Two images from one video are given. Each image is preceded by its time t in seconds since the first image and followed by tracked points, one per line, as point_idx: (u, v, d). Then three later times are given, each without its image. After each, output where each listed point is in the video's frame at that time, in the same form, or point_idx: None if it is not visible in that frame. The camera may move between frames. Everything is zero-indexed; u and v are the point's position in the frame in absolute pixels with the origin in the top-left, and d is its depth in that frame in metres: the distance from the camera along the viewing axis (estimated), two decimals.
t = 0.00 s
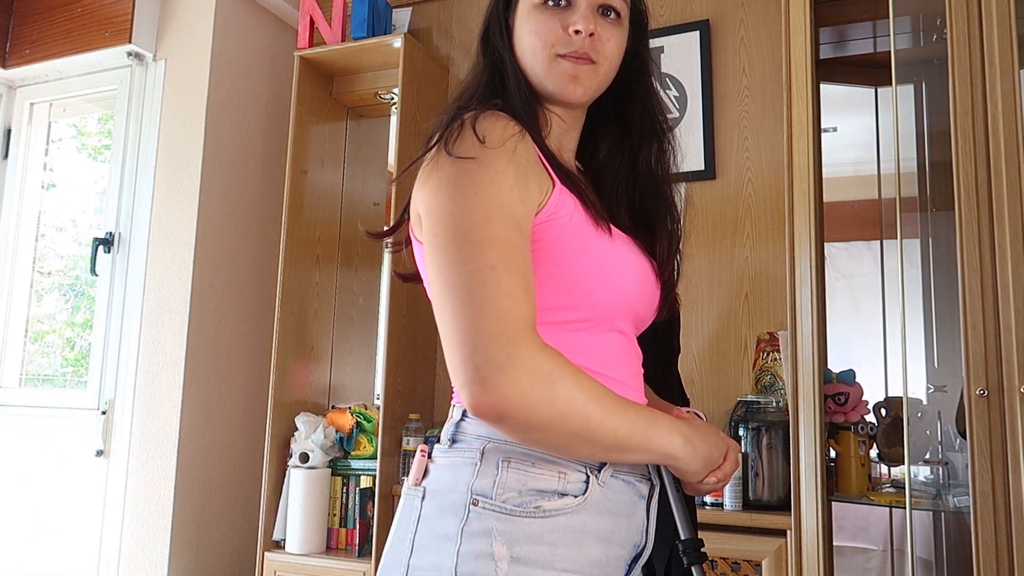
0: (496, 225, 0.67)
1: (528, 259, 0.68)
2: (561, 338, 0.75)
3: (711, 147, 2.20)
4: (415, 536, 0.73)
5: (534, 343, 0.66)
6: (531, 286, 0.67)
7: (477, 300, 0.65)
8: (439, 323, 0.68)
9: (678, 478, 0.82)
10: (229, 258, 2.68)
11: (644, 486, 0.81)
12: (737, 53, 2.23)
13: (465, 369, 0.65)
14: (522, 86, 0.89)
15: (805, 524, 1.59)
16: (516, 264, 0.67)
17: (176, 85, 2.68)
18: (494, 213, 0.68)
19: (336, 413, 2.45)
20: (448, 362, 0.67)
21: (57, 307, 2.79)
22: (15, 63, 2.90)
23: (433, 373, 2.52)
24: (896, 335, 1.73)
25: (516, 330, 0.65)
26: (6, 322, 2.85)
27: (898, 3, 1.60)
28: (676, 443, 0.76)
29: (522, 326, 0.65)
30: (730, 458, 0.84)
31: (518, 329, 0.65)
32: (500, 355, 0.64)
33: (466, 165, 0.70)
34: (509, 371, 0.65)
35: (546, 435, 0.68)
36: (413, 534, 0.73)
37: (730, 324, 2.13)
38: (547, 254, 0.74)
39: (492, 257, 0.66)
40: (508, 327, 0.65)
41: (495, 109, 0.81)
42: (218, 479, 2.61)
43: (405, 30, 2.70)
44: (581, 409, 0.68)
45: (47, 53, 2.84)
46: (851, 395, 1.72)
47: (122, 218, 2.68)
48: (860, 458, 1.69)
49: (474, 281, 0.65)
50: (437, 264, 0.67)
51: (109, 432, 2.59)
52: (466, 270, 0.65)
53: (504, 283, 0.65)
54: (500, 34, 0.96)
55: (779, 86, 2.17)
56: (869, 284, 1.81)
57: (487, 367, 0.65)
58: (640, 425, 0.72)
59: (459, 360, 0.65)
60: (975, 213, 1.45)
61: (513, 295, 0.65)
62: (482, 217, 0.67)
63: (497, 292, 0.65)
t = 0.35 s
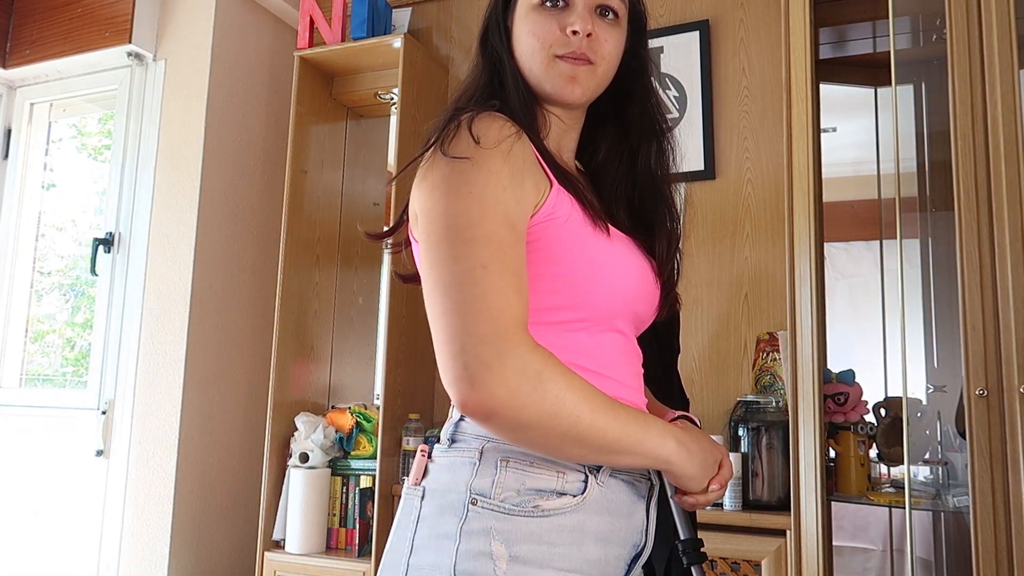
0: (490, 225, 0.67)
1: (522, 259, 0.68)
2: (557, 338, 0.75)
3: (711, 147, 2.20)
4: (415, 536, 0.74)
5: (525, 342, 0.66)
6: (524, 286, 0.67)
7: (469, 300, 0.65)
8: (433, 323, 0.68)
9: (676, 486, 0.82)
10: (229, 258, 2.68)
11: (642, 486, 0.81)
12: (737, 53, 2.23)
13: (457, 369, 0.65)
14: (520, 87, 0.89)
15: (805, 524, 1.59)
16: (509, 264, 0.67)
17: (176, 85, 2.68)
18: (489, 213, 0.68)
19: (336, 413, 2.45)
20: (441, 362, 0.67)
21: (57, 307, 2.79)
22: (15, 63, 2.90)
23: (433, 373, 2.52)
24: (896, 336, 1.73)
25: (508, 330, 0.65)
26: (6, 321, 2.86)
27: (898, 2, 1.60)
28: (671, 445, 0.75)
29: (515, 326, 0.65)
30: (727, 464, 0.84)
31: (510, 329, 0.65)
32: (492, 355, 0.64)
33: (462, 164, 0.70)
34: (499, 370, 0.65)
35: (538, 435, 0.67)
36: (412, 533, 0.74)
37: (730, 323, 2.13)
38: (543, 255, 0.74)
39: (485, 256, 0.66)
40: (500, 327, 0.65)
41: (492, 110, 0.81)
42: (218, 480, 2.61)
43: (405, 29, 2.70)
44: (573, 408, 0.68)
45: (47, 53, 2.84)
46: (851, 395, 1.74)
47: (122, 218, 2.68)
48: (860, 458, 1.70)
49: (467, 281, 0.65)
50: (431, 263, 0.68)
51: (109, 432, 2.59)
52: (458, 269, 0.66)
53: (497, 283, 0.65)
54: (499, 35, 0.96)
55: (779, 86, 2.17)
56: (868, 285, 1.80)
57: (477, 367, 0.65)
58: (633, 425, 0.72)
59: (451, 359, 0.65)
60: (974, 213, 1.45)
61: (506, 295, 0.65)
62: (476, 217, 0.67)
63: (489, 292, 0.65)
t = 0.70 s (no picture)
0: (485, 226, 0.67)
1: (517, 260, 0.68)
2: (555, 338, 0.75)
3: (710, 147, 2.20)
4: (413, 536, 0.73)
5: (517, 341, 0.66)
6: (518, 286, 0.67)
7: (463, 300, 0.65)
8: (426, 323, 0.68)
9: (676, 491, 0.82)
10: (229, 257, 2.68)
11: (641, 486, 0.81)
12: (737, 53, 2.23)
13: (450, 370, 0.65)
14: (518, 88, 0.90)
15: (805, 524, 1.59)
16: (503, 265, 0.67)
17: (175, 85, 2.68)
18: (484, 214, 0.68)
19: (336, 413, 2.45)
20: (434, 363, 0.67)
21: (57, 307, 2.79)
22: (15, 63, 2.90)
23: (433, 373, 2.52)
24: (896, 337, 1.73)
25: (499, 331, 0.65)
26: (6, 320, 2.86)
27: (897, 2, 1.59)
28: (667, 446, 0.75)
29: (507, 326, 0.65)
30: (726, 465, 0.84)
31: (501, 330, 0.65)
32: (483, 355, 0.64)
33: (457, 166, 0.70)
34: (491, 370, 0.65)
35: (531, 434, 0.67)
36: (410, 532, 0.74)
37: (730, 324, 2.13)
38: (540, 255, 0.74)
39: (479, 256, 0.66)
40: (493, 327, 0.65)
41: (489, 111, 0.81)
42: (218, 479, 2.61)
43: (405, 28, 2.69)
44: (566, 408, 0.68)
45: (47, 53, 2.84)
46: (851, 396, 1.75)
47: (122, 218, 2.69)
48: (860, 458, 1.70)
49: (460, 281, 0.65)
50: (427, 264, 0.68)
51: (109, 432, 2.59)
52: (452, 270, 0.66)
53: (489, 283, 0.65)
54: (497, 36, 0.96)
55: (779, 87, 2.17)
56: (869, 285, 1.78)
57: (470, 367, 0.65)
58: (628, 425, 0.72)
59: (444, 360, 0.65)
60: (974, 213, 1.45)
61: (499, 295, 0.65)
62: (471, 218, 0.67)
63: (482, 292, 0.65)
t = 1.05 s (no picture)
0: (481, 226, 0.67)
1: (513, 260, 0.68)
2: (554, 337, 0.75)
3: (710, 147, 2.20)
4: (411, 535, 0.74)
5: (512, 340, 0.66)
6: (514, 286, 0.67)
7: (457, 299, 0.65)
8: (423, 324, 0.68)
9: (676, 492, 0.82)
10: (228, 257, 2.68)
11: (639, 486, 0.81)
12: (736, 53, 2.23)
13: (444, 369, 0.65)
14: (518, 90, 0.90)
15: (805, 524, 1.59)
16: (499, 265, 0.67)
17: (175, 85, 2.68)
18: (480, 214, 0.68)
19: (336, 413, 2.45)
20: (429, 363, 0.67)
21: (57, 307, 2.79)
22: (15, 62, 2.90)
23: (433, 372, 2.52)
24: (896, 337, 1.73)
25: (494, 330, 0.65)
26: (6, 320, 2.86)
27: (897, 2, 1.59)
28: (663, 446, 0.75)
29: (501, 327, 0.65)
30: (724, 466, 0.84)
31: (495, 330, 0.65)
32: (477, 355, 0.64)
33: (454, 167, 0.71)
34: (486, 368, 0.65)
35: (526, 433, 0.67)
36: (409, 531, 0.74)
37: (729, 324, 2.13)
38: (538, 255, 0.74)
39: (474, 256, 0.66)
40: (487, 327, 0.65)
41: (488, 113, 0.81)
42: (218, 479, 2.61)
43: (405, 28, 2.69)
44: (562, 407, 0.68)
45: (47, 53, 2.84)
46: (851, 396, 1.75)
47: (122, 218, 2.68)
48: (860, 458, 1.70)
49: (454, 281, 0.65)
50: (423, 264, 0.68)
51: (109, 432, 2.59)
52: (447, 270, 0.66)
53: (484, 283, 0.65)
54: (497, 38, 0.97)
55: (778, 87, 2.17)
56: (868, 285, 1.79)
57: (464, 366, 0.65)
58: (623, 424, 0.72)
59: (439, 359, 0.66)
60: (973, 213, 1.45)
61: (494, 295, 0.66)
62: (467, 218, 0.67)
63: (477, 292, 0.65)
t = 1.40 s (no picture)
0: (474, 229, 0.67)
1: (506, 262, 0.68)
2: (552, 338, 0.75)
3: (710, 147, 2.20)
4: (411, 533, 0.74)
5: (503, 340, 0.66)
6: (507, 288, 0.68)
7: (448, 302, 0.65)
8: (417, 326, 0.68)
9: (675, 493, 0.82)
10: (228, 257, 2.68)
11: (639, 485, 0.81)
12: (736, 53, 2.23)
13: (434, 370, 0.66)
14: (516, 96, 0.90)
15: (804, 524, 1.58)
16: (490, 266, 0.67)
17: (175, 85, 2.68)
18: (473, 217, 0.68)
19: (335, 413, 2.45)
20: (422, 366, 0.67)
21: (57, 308, 2.79)
22: (15, 63, 2.90)
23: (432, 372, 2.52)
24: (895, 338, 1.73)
25: (483, 331, 0.65)
26: (6, 320, 2.86)
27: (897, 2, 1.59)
28: (656, 446, 0.75)
29: (491, 328, 0.66)
30: (723, 468, 0.84)
31: (483, 331, 0.65)
32: (464, 356, 0.65)
33: (448, 171, 0.71)
34: (478, 369, 0.65)
35: (519, 434, 0.67)
36: (409, 529, 0.74)
37: (729, 324, 2.13)
38: (535, 256, 0.74)
39: (465, 259, 0.66)
40: (475, 328, 0.65)
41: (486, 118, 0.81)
42: (218, 479, 2.61)
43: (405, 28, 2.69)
44: (556, 407, 0.68)
45: (46, 54, 2.84)
46: (850, 395, 1.74)
47: (122, 218, 2.68)
48: (860, 458, 1.70)
49: (444, 283, 0.66)
50: (418, 268, 0.68)
51: (109, 432, 2.59)
52: (436, 272, 0.66)
53: (474, 284, 0.66)
54: (497, 43, 0.97)
55: (778, 86, 2.17)
56: (868, 285, 1.79)
57: (455, 367, 0.65)
58: (616, 425, 0.72)
59: (433, 363, 0.66)
60: (973, 213, 1.45)
61: (484, 297, 0.66)
62: (460, 221, 0.67)
63: (468, 294, 0.65)
